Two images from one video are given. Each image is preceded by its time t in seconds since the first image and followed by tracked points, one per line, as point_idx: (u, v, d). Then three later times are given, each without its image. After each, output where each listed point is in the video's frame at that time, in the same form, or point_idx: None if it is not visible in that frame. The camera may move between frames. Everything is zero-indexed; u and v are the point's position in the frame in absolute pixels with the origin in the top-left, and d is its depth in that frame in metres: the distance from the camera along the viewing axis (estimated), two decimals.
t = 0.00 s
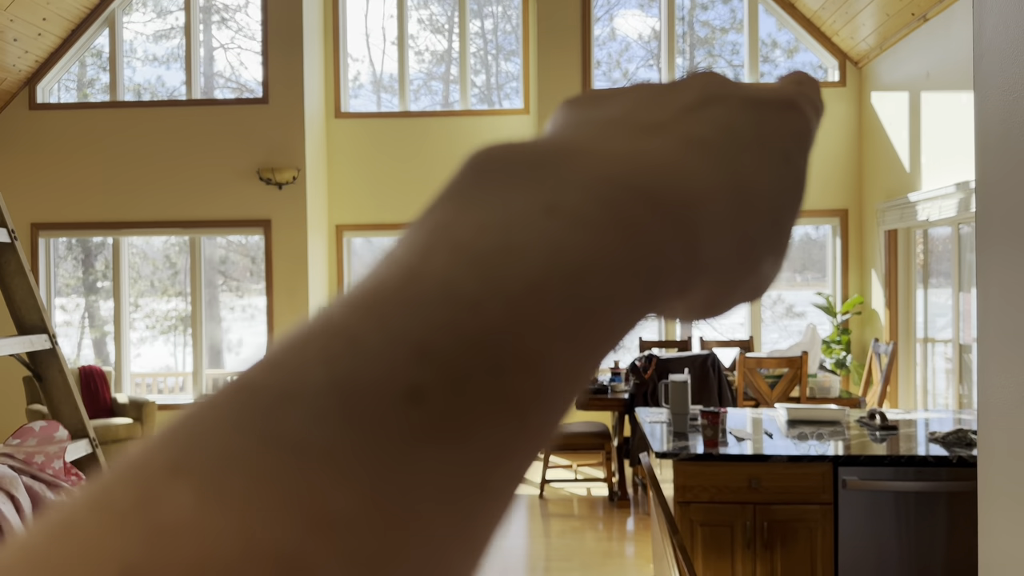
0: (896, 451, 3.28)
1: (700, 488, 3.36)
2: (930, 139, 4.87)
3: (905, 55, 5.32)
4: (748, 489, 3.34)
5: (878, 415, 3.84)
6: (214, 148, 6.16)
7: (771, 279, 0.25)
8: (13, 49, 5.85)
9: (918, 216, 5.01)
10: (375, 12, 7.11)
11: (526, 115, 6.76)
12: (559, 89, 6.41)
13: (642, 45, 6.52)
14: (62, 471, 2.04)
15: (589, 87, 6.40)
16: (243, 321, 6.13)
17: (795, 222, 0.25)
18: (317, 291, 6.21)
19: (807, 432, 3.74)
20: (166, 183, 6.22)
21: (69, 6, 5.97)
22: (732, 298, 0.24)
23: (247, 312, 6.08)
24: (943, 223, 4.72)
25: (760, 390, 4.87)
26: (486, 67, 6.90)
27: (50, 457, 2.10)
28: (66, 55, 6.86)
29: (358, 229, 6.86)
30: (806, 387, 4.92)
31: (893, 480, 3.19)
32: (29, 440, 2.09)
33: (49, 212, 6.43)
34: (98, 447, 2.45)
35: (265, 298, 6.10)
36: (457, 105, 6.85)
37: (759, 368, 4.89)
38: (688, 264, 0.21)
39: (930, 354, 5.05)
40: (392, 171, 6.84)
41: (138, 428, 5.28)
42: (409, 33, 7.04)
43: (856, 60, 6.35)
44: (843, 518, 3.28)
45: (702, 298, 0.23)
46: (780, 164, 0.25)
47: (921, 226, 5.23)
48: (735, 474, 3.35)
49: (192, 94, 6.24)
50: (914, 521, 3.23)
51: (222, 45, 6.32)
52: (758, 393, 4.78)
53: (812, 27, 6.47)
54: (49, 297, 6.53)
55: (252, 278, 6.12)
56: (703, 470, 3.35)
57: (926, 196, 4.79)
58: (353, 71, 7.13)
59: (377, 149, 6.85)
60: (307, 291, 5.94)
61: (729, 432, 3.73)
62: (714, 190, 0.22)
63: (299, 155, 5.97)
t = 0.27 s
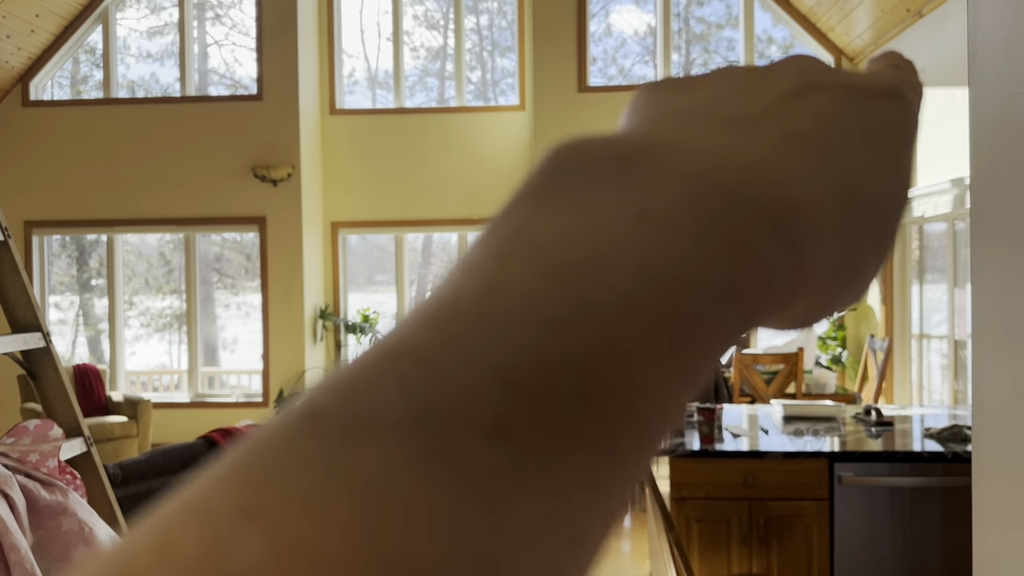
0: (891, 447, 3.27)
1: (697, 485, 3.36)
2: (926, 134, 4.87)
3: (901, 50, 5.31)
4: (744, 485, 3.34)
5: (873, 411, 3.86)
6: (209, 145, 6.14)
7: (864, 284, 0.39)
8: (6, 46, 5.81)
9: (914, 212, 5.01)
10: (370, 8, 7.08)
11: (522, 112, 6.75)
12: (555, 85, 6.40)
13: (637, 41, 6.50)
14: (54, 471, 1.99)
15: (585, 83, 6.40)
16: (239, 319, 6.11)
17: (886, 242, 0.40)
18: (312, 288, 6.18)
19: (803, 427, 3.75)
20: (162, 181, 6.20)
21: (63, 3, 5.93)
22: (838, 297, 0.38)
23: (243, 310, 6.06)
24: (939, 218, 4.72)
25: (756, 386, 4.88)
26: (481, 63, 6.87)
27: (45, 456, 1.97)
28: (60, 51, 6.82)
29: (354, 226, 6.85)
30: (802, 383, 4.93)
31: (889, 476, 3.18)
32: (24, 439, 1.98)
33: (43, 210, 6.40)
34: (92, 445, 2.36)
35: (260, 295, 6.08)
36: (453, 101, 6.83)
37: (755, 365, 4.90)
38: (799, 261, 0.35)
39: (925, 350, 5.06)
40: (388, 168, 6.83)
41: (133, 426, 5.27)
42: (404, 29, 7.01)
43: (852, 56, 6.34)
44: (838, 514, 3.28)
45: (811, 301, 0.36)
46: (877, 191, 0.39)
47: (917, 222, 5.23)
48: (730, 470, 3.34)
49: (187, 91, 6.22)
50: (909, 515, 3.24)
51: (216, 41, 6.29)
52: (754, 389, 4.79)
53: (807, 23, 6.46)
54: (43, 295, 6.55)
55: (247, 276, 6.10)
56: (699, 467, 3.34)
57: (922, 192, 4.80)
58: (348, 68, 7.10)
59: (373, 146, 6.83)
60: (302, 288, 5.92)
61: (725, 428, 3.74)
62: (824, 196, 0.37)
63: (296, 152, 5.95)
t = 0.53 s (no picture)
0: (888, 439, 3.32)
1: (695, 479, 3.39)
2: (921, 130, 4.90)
3: (897, 47, 5.35)
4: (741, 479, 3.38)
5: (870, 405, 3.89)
6: (207, 142, 6.13)
7: None
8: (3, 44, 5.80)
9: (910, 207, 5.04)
10: (367, 6, 7.09)
11: (520, 109, 6.77)
12: (552, 82, 6.41)
13: (634, 38, 6.51)
14: (56, 467, 1.95)
15: (583, 80, 6.42)
16: (238, 315, 6.12)
17: None
18: (311, 284, 6.19)
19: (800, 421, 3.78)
20: (159, 178, 6.19)
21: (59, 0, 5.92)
22: None
23: (242, 307, 6.10)
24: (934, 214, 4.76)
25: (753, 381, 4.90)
26: (479, 60, 6.89)
27: (46, 453, 1.92)
28: (57, 49, 6.81)
29: (352, 223, 6.86)
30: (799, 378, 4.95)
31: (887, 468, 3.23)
32: (26, 435, 1.91)
33: (42, 207, 6.40)
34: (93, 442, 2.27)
35: (260, 292, 6.09)
36: (450, 98, 6.85)
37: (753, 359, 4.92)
38: None
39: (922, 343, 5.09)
40: (386, 165, 6.83)
41: (133, 423, 5.28)
42: (402, 26, 7.03)
43: (848, 52, 6.37)
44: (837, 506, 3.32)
45: None
46: None
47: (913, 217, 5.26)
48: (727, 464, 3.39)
49: (185, 88, 6.21)
50: (907, 508, 3.28)
51: (214, 39, 6.28)
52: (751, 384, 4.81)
53: (803, 19, 6.48)
54: (43, 293, 6.60)
55: (247, 273, 6.11)
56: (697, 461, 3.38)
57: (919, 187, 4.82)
58: (346, 65, 7.11)
59: (371, 143, 6.84)
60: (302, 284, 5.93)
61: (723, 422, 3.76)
62: None
63: (294, 149, 5.96)
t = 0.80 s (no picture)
0: (885, 434, 3.35)
1: (693, 472, 3.43)
2: (918, 124, 4.92)
3: (895, 41, 5.35)
4: (739, 472, 3.42)
5: (867, 398, 3.92)
6: (207, 139, 6.15)
7: None
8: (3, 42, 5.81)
9: (907, 201, 5.06)
10: (366, 1, 7.09)
11: (518, 104, 6.79)
12: (551, 77, 6.43)
13: (632, 33, 6.52)
14: (58, 464, 1.77)
15: (581, 75, 6.43)
16: (239, 311, 6.16)
17: None
18: (312, 280, 6.22)
19: (798, 415, 3.82)
20: (159, 175, 6.21)
21: None
22: None
23: (243, 303, 6.09)
24: (932, 208, 4.78)
25: (751, 374, 4.94)
26: (478, 56, 6.91)
27: (48, 448, 1.75)
28: (56, 46, 6.82)
29: (352, 219, 6.88)
30: (796, 372, 4.99)
31: (883, 462, 3.26)
32: (26, 430, 1.74)
33: (44, 204, 6.43)
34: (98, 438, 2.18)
35: (261, 288, 6.12)
36: (449, 94, 6.87)
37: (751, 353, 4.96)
38: None
39: (919, 337, 5.12)
40: (386, 162, 6.85)
41: (136, 418, 5.32)
42: (401, 22, 7.03)
43: (846, 46, 6.38)
44: (834, 500, 3.34)
45: None
46: None
47: (910, 211, 5.28)
48: (725, 457, 3.42)
49: (184, 85, 6.23)
50: (904, 502, 3.29)
51: (213, 36, 6.29)
52: (749, 378, 4.85)
53: (802, 14, 6.48)
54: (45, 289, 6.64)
55: (248, 269, 6.15)
56: (695, 454, 3.42)
57: (916, 181, 4.84)
58: (345, 61, 7.12)
59: (371, 139, 6.86)
60: (302, 281, 5.96)
61: (721, 416, 3.80)
62: None
63: (294, 146, 5.98)
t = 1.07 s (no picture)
0: (888, 426, 3.34)
1: (695, 466, 3.44)
2: (921, 117, 4.90)
3: (897, 34, 5.33)
4: (741, 466, 3.42)
5: (870, 391, 3.92)
6: (208, 135, 6.15)
7: None
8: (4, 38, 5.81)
9: (910, 193, 5.04)
10: None
11: (520, 99, 6.78)
12: (551, 72, 6.42)
13: (633, 27, 6.50)
14: (58, 459, 1.77)
15: (583, 69, 6.42)
16: (242, 307, 6.16)
17: None
18: (314, 276, 6.23)
19: (800, 408, 3.81)
20: (161, 171, 6.21)
21: None
22: None
23: (246, 298, 6.10)
24: (934, 201, 4.77)
25: (753, 368, 4.94)
26: (478, 51, 6.90)
27: (47, 443, 1.75)
28: (58, 42, 6.82)
29: (353, 214, 6.88)
30: (799, 365, 4.98)
31: (885, 455, 3.26)
32: (27, 426, 1.74)
33: (46, 201, 6.44)
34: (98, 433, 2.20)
35: (263, 284, 6.13)
36: (450, 89, 6.86)
37: (753, 347, 4.95)
38: None
39: (921, 330, 5.12)
40: (387, 157, 6.85)
41: (139, 414, 5.34)
42: (401, 17, 7.02)
43: (848, 39, 6.35)
44: (836, 493, 3.34)
45: None
46: None
47: (912, 204, 5.27)
48: (728, 451, 3.42)
49: (185, 81, 6.22)
50: (907, 495, 3.30)
51: (214, 31, 6.28)
52: (751, 372, 4.85)
53: (804, 7, 6.46)
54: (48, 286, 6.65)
55: (250, 265, 6.15)
56: (696, 448, 3.43)
57: (918, 173, 4.82)
58: (346, 57, 7.11)
59: (372, 135, 6.85)
60: (304, 276, 5.97)
61: (723, 409, 3.80)
62: None
63: (295, 141, 5.97)
